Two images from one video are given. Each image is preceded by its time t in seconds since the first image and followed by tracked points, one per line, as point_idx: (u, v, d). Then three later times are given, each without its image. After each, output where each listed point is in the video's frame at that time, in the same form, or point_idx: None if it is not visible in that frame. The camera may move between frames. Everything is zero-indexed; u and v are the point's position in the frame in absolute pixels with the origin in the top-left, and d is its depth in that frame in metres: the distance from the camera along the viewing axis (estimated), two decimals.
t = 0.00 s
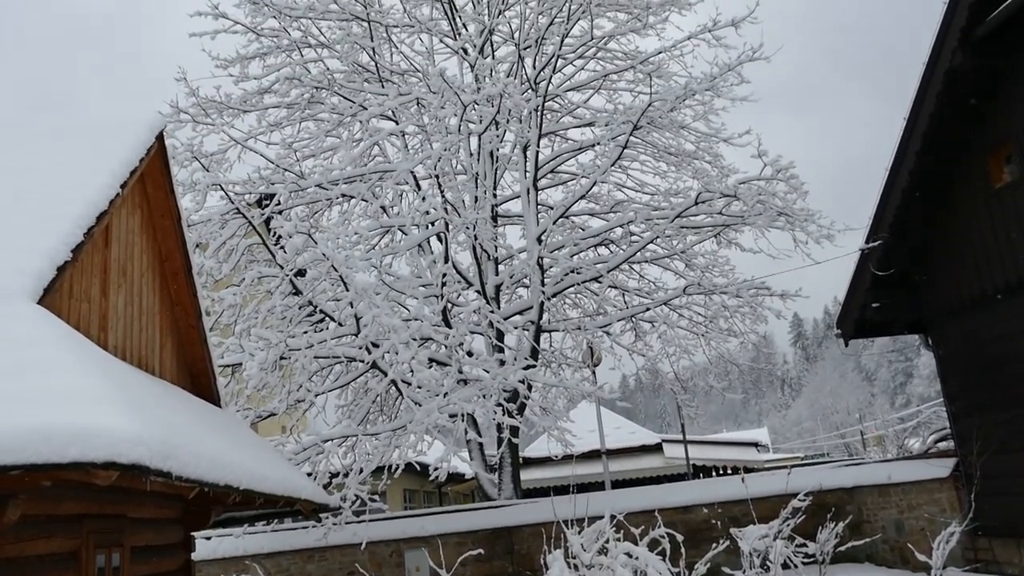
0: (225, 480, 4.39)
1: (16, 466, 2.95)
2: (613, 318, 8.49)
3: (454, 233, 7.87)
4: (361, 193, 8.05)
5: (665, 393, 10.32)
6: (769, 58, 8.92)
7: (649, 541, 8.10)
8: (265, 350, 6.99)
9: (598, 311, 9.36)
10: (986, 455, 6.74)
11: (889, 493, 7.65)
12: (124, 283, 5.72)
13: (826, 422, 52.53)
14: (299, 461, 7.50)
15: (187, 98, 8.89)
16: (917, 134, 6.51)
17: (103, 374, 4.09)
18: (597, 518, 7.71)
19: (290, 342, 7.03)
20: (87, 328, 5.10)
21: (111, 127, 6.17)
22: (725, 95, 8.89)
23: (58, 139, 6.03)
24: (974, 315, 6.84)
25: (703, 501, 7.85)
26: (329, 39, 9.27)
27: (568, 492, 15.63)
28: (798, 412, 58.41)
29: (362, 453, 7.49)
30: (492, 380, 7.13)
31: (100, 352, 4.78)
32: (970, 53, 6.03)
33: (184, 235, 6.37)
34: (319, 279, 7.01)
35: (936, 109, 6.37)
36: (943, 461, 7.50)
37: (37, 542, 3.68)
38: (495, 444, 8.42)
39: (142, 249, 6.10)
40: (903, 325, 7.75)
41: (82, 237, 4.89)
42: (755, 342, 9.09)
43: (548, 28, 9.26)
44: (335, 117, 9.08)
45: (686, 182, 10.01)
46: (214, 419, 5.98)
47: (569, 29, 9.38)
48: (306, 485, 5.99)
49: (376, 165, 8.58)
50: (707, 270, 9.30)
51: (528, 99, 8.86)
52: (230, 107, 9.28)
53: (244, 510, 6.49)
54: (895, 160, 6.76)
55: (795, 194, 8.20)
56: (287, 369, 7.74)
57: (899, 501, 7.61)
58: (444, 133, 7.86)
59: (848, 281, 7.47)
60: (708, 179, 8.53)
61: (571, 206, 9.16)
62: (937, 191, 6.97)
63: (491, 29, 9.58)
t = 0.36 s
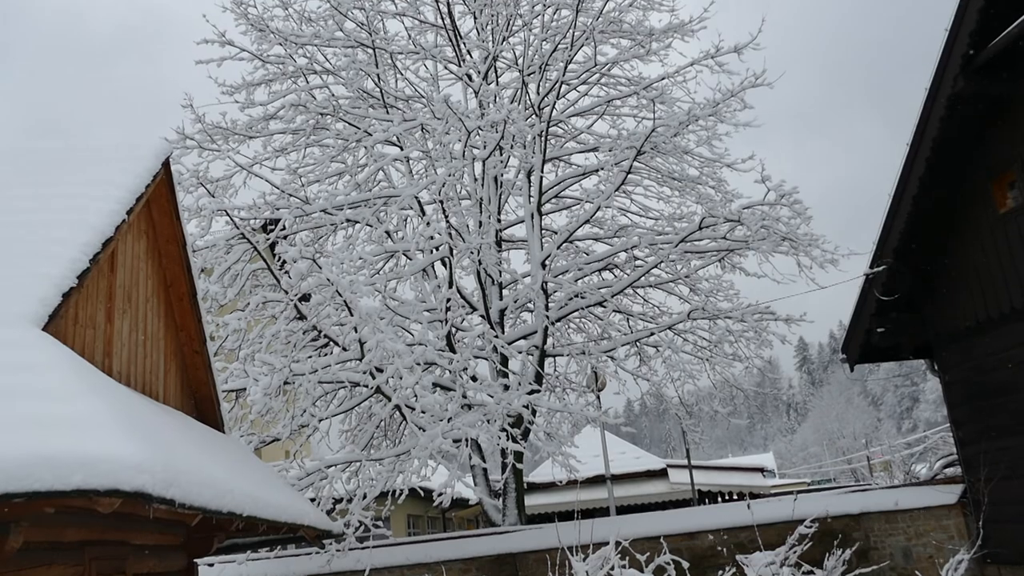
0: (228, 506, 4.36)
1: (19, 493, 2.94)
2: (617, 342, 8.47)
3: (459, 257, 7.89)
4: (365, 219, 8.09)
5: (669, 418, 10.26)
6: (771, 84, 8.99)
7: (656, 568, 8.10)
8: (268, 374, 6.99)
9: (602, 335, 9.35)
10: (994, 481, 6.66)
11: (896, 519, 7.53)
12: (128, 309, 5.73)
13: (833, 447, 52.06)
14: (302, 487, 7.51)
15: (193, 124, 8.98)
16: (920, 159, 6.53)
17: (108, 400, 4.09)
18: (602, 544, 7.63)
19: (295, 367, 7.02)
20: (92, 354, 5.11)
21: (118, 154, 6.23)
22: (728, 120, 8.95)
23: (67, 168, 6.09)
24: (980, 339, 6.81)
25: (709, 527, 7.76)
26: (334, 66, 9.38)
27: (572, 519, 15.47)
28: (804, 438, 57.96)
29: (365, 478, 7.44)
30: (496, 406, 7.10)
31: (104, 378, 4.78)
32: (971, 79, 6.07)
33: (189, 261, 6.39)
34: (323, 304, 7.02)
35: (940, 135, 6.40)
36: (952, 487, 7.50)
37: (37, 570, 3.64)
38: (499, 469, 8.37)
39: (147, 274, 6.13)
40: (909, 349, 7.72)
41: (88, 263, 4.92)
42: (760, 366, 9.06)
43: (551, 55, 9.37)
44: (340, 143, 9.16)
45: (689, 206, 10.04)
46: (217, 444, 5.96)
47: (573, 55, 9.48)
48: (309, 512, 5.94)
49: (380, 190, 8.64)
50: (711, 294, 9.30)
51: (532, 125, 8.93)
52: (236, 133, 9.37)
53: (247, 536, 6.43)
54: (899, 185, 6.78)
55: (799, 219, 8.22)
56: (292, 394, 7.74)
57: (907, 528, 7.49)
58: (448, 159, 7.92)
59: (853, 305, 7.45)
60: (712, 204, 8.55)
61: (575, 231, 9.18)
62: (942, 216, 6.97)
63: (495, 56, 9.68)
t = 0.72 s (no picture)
0: (231, 523, 4.34)
1: (22, 510, 2.94)
2: (622, 357, 8.45)
3: (463, 272, 7.90)
4: (370, 233, 8.12)
5: (674, 433, 10.21)
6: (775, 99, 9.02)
7: None
8: (273, 389, 6.99)
9: (607, 349, 9.34)
10: (1001, 498, 6.61)
11: (902, 535, 7.46)
12: (133, 325, 5.75)
13: (838, 463, 51.71)
14: (306, 502, 7.45)
15: (199, 140, 9.04)
16: (924, 174, 6.54)
17: (112, 415, 4.09)
18: (607, 560, 7.59)
19: (299, 382, 7.01)
20: (97, 370, 5.12)
21: (124, 170, 6.27)
22: (732, 135, 8.98)
23: (74, 184, 6.14)
24: (985, 354, 6.77)
25: (714, 542, 7.71)
26: (339, 82, 9.45)
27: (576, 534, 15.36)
28: (810, 453, 57.63)
29: (369, 493, 7.41)
30: (500, 421, 7.08)
31: (108, 393, 4.78)
32: (974, 94, 6.09)
33: (195, 276, 6.41)
34: (328, 319, 7.02)
35: (943, 149, 6.41)
36: (959, 503, 7.44)
37: None
38: (503, 484, 8.33)
39: (152, 290, 6.15)
40: (914, 364, 7.68)
41: (94, 278, 4.94)
42: (765, 381, 9.03)
43: (555, 71, 9.42)
44: (345, 158, 9.21)
45: (694, 221, 10.05)
46: (221, 460, 5.95)
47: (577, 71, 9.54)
48: (313, 528, 5.91)
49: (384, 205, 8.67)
50: (716, 309, 9.29)
51: (536, 140, 8.98)
52: (241, 149, 9.44)
53: (251, 552, 6.40)
54: (903, 200, 6.78)
55: (803, 233, 8.22)
56: (296, 409, 7.72)
57: (913, 543, 7.42)
58: (452, 174, 7.96)
59: (857, 320, 7.43)
60: (717, 219, 8.56)
61: (580, 246, 9.19)
62: (946, 230, 6.97)
63: (499, 72, 9.75)
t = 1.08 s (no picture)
0: (236, 536, 4.33)
1: (28, 523, 2.95)
2: (627, 369, 8.43)
3: (467, 284, 7.91)
4: (374, 246, 8.14)
5: (679, 446, 10.17)
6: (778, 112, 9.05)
7: None
8: (277, 402, 6.99)
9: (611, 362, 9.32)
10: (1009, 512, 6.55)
11: (909, 549, 7.40)
12: (139, 337, 5.77)
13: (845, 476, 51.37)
14: (310, 514, 7.38)
15: (204, 153, 9.09)
16: (929, 186, 6.54)
17: (118, 428, 4.10)
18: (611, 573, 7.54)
19: (304, 395, 7.00)
20: (102, 382, 5.13)
21: (131, 183, 6.31)
22: (735, 148, 9.00)
23: (82, 199, 6.18)
24: (991, 367, 6.73)
25: (720, 557, 7.66)
26: (344, 95, 9.51)
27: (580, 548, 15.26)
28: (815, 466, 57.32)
29: (373, 506, 7.37)
30: (505, 433, 7.06)
31: (113, 406, 4.79)
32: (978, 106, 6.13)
33: (200, 288, 6.43)
34: (332, 331, 7.03)
35: (948, 161, 6.41)
36: (966, 516, 7.37)
37: None
38: (508, 497, 8.30)
39: (158, 302, 6.17)
40: (922, 377, 7.64)
41: (100, 291, 4.96)
42: (770, 394, 8.99)
43: (559, 84, 9.47)
44: (350, 171, 9.25)
45: (698, 233, 10.05)
46: (226, 473, 5.94)
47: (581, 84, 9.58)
48: (317, 541, 5.88)
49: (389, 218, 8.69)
50: (720, 321, 9.27)
51: (540, 152, 9.01)
52: (247, 162, 9.49)
53: (256, 565, 6.37)
54: (908, 212, 6.77)
55: (808, 246, 8.21)
56: (300, 421, 7.71)
57: (921, 558, 7.35)
58: (457, 187, 7.98)
59: (863, 332, 7.42)
60: (721, 231, 8.57)
61: (584, 258, 9.20)
62: (951, 242, 6.95)
63: (503, 85, 9.80)
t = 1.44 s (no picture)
0: (247, 549, 4.34)
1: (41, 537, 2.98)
2: (638, 383, 8.40)
3: (478, 297, 7.92)
4: (385, 259, 8.18)
5: (690, 459, 10.11)
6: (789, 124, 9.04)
7: None
8: (288, 415, 7.00)
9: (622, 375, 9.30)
10: None
11: (924, 565, 7.30)
12: (151, 351, 5.81)
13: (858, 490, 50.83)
14: (321, 528, 7.40)
15: (217, 167, 9.17)
16: (941, 198, 6.51)
17: (131, 442, 4.13)
18: None
19: (315, 408, 7.00)
20: (115, 396, 5.17)
21: (144, 197, 6.38)
22: (746, 160, 8.99)
23: (96, 213, 6.25)
24: (1002, 381, 6.66)
25: (732, 572, 7.59)
26: (355, 109, 9.58)
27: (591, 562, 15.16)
28: (828, 480, 56.78)
29: (384, 519, 7.36)
30: (516, 447, 7.06)
31: (125, 419, 4.82)
32: (992, 117, 6.11)
33: (212, 302, 6.47)
34: (343, 344, 7.05)
35: (960, 173, 6.38)
36: (982, 531, 7.25)
37: None
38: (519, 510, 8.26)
39: (170, 316, 6.21)
40: (935, 390, 7.56)
41: (113, 305, 5.00)
42: (782, 407, 8.94)
43: (569, 97, 9.51)
44: (361, 185, 9.32)
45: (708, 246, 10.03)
46: (237, 487, 5.96)
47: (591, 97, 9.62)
48: (328, 555, 5.87)
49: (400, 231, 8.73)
50: (731, 334, 9.24)
51: (550, 166, 9.04)
52: (258, 176, 9.57)
53: None
54: (920, 224, 6.74)
55: (819, 258, 8.18)
56: (310, 434, 7.73)
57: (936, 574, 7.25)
58: (467, 200, 8.02)
59: (875, 344, 7.37)
60: (732, 244, 8.55)
61: (594, 271, 9.20)
62: (964, 254, 6.91)
63: (513, 99, 9.84)
